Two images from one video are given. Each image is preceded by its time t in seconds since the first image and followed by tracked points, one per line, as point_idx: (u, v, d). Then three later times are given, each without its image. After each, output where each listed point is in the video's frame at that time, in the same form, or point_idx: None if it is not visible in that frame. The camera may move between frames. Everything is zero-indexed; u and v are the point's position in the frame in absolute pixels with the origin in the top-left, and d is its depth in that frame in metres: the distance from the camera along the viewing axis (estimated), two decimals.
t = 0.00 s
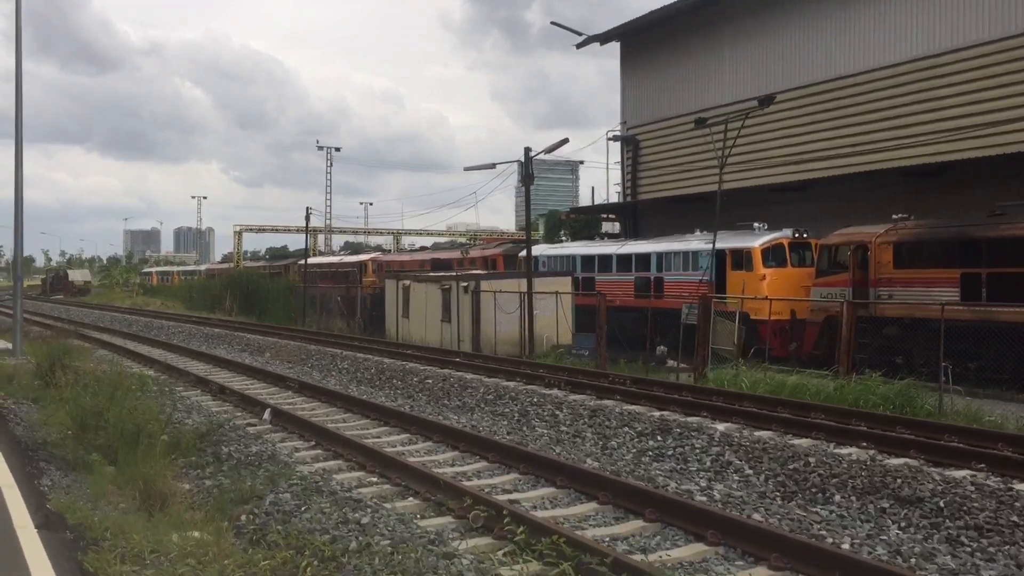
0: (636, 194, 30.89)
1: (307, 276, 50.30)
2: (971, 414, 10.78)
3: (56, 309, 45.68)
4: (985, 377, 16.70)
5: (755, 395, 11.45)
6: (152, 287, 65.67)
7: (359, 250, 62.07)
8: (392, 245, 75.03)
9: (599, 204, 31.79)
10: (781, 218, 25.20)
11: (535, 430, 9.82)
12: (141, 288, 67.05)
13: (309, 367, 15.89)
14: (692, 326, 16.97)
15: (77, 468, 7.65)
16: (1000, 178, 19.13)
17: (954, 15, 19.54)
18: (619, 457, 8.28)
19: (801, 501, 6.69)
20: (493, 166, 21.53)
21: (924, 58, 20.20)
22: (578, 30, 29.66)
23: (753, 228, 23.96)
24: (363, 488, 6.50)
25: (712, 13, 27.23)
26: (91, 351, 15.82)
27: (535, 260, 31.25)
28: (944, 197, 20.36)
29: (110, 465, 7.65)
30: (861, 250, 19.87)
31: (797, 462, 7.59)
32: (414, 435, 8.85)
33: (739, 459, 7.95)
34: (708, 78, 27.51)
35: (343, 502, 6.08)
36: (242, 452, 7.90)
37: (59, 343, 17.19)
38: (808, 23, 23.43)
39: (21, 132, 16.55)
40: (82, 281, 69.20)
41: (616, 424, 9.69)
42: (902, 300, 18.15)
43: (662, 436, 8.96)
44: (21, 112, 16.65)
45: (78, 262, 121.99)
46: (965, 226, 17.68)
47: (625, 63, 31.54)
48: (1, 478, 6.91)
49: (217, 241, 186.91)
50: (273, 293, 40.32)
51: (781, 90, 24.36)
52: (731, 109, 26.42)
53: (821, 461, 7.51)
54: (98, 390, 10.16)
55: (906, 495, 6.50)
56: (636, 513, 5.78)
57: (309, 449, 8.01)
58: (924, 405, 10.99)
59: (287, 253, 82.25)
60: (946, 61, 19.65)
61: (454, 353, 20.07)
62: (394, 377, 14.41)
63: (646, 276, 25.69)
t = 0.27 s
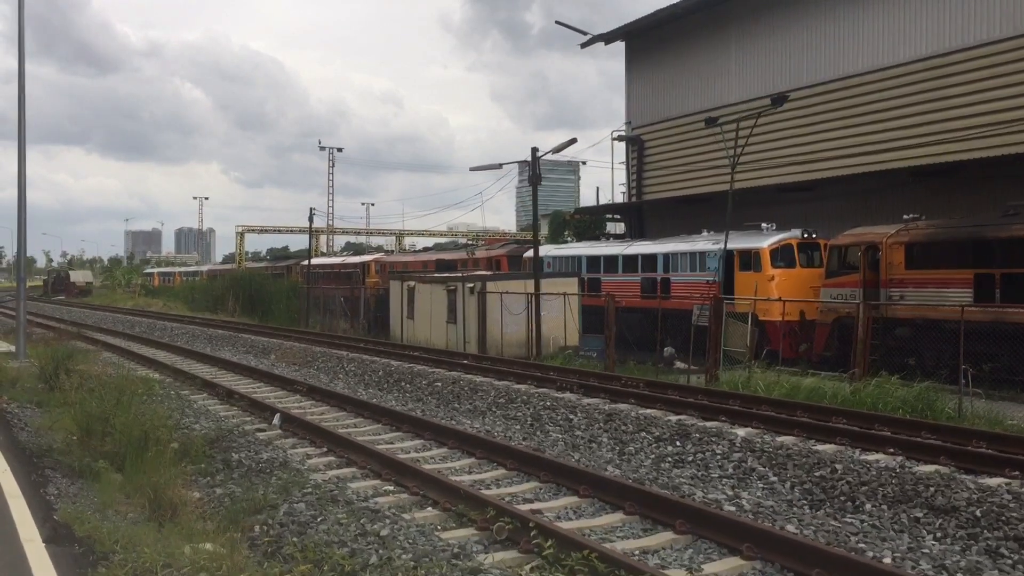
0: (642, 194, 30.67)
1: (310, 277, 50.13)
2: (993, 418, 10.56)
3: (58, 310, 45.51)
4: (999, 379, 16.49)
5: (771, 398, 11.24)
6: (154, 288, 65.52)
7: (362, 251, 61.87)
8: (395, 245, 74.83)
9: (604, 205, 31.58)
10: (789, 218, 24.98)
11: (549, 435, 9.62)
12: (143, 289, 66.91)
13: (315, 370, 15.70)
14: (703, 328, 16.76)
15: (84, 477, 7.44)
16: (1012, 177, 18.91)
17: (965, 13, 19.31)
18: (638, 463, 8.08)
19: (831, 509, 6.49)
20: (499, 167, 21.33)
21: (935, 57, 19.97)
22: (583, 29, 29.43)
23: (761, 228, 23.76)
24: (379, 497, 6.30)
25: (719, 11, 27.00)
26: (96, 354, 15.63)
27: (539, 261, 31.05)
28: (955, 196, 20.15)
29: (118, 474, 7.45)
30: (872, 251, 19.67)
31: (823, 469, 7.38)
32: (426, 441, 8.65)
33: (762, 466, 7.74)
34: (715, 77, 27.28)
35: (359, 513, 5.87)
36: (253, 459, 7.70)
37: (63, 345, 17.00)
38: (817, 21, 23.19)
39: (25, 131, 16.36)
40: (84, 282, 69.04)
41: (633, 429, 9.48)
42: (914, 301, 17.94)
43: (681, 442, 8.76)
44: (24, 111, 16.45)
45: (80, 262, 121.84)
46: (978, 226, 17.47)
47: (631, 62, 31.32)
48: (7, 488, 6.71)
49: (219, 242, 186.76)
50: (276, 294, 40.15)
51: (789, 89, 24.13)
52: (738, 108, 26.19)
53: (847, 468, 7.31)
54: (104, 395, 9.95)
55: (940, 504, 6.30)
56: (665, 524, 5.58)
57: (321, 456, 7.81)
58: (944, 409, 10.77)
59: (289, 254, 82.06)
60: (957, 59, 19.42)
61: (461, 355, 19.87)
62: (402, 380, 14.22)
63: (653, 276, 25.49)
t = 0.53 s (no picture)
0: (648, 191, 30.42)
1: (313, 275, 49.88)
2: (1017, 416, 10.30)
3: (60, 309, 45.30)
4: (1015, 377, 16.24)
5: (789, 396, 10.99)
6: (156, 287, 65.31)
7: (364, 249, 61.63)
8: (397, 244, 74.59)
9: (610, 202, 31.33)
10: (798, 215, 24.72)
11: (564, 433, 9.38)
12: (145, 288, 66.71)
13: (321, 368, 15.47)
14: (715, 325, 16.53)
15: (89, 477, 7.21)
16: None
17: (979, 6, 19.05)
18: (659, 462, 7.84)
19: (865, 510, 6.25)
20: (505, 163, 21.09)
21: (947, 51, 19.71)
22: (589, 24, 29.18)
23: (770, 225, 23.51)
24: (395, 499, 6.06)
25: (727, 6, 26.74)
26: (99, 352, 15.41)
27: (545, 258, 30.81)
28: (968, 191, 19.89)
29: (123, 474, 7.21)
30: (885, 248, 19.43)
31: (852, 469, 7.14)
32: (438, 438, 8.41)
33: (789, 465, 7.50)
34: (722, 72, 27.02)
35: (376, 515, 5.63)
36: (263, 459, 7.46)
37: (66, 343, 16.78)
38: (826, 15, 22.93)
39: (27, 126, 16.14)
40: (86, 281, 68.86)
41: (650, 428, 9.23)
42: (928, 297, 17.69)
43: (701, 440, 8.52)
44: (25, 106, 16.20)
45: (81, 261, 121.64)
46: (992, 222, 17.21)
47: (636, 58, 31.05)
48: (10, 488, 6.47)
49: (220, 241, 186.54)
50: (279, 292, 39.92)
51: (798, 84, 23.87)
52: (746, 103, 25.94)
53: (878, 467, 7.07)
54: (108, 393, 9.71)
55: (979, 505, 6.07)
56: (698, 527, 5.34)
57: (333, 455, 7.57)
58: (967, 407, 10.52)
59: (292, 252, 81.85)
60: (970, 53, 19.16)
61: (468, 353, 19.63)
62: (410, 378, 13.99)
63: (660, 274, 25.24)
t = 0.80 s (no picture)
0: (653, 192, 30.16)
1: (314, 275, 49.64)
2: None
3: (61, 310, 45.06)
4: None
5: (809, 403, 10.74)
6: (157, 287, 65.08)
7: (365, 249, 61.37)
8: (398, 244, 74.32)
9: (615, 203, 31.10)
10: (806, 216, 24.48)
11: (581, 442, 9.14)
12: (146, 288, 66.46)
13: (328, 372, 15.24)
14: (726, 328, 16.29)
15: (96, 490, 6.98)
16: None
17: (991, 5, 18.78)
18: (682, 474, 7.60)
19: (902, 526, 6.02)
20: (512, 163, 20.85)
21: (959, 51, 19.44)
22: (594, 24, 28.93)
23: (779, 226, 23.26)
24: (415, 515, 5.82)
25: (734, 5, 26.49)
26: (102, 356, 15.18)
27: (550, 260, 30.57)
28: (980, 192, 19.65)
29: (131, 487, 6.98)
30: (897, 249, 19.18)
31: (885, 482, 6.90)
32: (453, 447, 8.17)
33: (817, 477, 7.27)
34: (729, 72, 26.77)
35: (397, 534, 5.39)
36: (275, 470, 7.24)
37: (68, 346, 16.55)
38: (835, 14, 22.67)
39: (29, 126, 15.90)
40: (87, 281, 68.63)
41: (670, 436, 8.99)
42: (942, 300, 17.45)
43: (724, 450, 8.28)
44: (28, 106, 15.96)
45: (81, 261, 121.39)
46: (1007, 223, 16.97)
47: (642, 57, 30.77)
48: (14, 503, 6.25)
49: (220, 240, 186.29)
50: (282, 293, 39.68)
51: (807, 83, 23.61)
52: (753, 103, 25.69)
53: (911, 481, 6.83)
54: (114, 400, 9.48)
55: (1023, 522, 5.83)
56: (736, 547, 5.10)
57: (348, 467, 7.34)
58: (990, 413, 10.27)
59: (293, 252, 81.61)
60: (982, 53, 18.90)
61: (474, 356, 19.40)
62: (419, 383, 13.75)
63: (667, 275, 25.01)
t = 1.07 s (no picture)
0: (659, 191, 29.88)
1: (317, 275, 49.38)
2: None
3: (62, 310, 44.80)
4: None
5: (833, 404, 10.46)
6: (158, 287, 64.82)
7: (367, 249, 61.08)
8: (400, 243, 74.04)
9: (621, 201, 30.84)
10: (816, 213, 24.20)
11: (603, 444, 8.88)
12: (146, 288, 66.18)
13: (336, 372, 14.99)
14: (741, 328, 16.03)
15: (106, 495, 6.72)
16: None
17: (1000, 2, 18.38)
18: (712, 478, 7.33)
19: (951, 535, 5.75)
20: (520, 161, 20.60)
21: (968, 49, 19.07)
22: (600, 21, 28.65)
23: (789, 225, 23.00)
24: (442, 522, 5.56)
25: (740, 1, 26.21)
26: (107, 356, 14.93)
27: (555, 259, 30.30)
28: (994, 190, 19.39)
29: (143, 492, 6.72)
30: (911, 248, 18.93)
31: (925, 487, 6.64)
32: (471, 450, 7.91)
33: (854, 481, 7.00)
34: (736, 69, 26.49)
35: (425, 542, 5.13)
36: (292, 475, 6.98)
37: (71, 346, 16.28)
38: (845, 9, 22.36)
39: (33, 123, 15.63)
40: (87, 281, 68.30)
41: (694, 438, 8.73)
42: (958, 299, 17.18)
43: (752, 453, 8.01)
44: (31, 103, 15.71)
45: (81, 262, 121.16)
46: None
47: (648, 55, 30.50)
48: (23, 509, 5.99)
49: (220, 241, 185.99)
50: (284, 293, 39.44)
51: (816, 80, 23.34)
52: (760, 100, 25.41)
53: (953, 487, 6.55)
54: (122, 401, 9.22)
55: None
56: (787, 558, 4.83)
57: (368, 471, 7.09)
58: (1019, 414, 10.01)
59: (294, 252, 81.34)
60: (992, 51, 18.52)
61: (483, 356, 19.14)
62: (430, 383, 13.50)
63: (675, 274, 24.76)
